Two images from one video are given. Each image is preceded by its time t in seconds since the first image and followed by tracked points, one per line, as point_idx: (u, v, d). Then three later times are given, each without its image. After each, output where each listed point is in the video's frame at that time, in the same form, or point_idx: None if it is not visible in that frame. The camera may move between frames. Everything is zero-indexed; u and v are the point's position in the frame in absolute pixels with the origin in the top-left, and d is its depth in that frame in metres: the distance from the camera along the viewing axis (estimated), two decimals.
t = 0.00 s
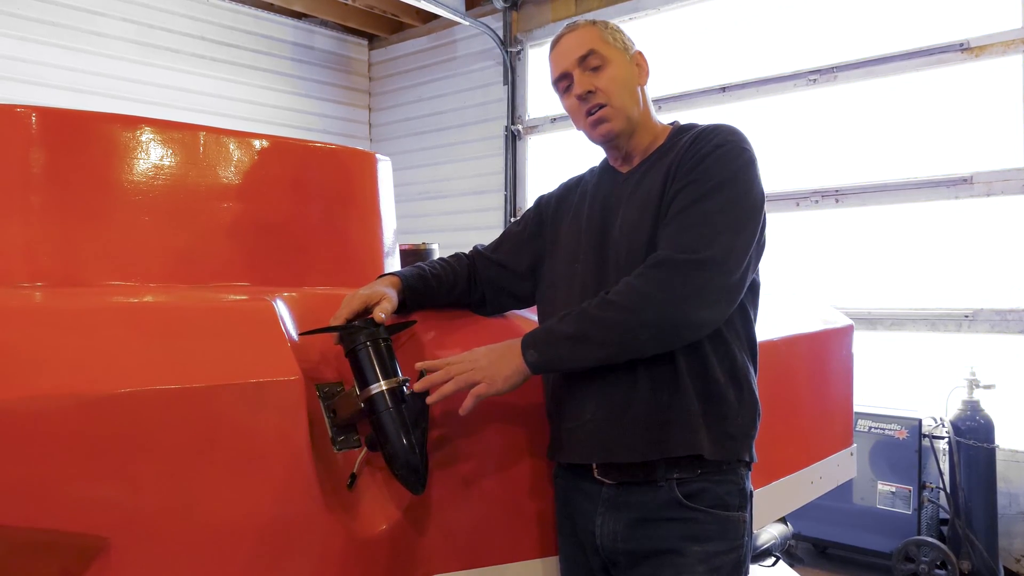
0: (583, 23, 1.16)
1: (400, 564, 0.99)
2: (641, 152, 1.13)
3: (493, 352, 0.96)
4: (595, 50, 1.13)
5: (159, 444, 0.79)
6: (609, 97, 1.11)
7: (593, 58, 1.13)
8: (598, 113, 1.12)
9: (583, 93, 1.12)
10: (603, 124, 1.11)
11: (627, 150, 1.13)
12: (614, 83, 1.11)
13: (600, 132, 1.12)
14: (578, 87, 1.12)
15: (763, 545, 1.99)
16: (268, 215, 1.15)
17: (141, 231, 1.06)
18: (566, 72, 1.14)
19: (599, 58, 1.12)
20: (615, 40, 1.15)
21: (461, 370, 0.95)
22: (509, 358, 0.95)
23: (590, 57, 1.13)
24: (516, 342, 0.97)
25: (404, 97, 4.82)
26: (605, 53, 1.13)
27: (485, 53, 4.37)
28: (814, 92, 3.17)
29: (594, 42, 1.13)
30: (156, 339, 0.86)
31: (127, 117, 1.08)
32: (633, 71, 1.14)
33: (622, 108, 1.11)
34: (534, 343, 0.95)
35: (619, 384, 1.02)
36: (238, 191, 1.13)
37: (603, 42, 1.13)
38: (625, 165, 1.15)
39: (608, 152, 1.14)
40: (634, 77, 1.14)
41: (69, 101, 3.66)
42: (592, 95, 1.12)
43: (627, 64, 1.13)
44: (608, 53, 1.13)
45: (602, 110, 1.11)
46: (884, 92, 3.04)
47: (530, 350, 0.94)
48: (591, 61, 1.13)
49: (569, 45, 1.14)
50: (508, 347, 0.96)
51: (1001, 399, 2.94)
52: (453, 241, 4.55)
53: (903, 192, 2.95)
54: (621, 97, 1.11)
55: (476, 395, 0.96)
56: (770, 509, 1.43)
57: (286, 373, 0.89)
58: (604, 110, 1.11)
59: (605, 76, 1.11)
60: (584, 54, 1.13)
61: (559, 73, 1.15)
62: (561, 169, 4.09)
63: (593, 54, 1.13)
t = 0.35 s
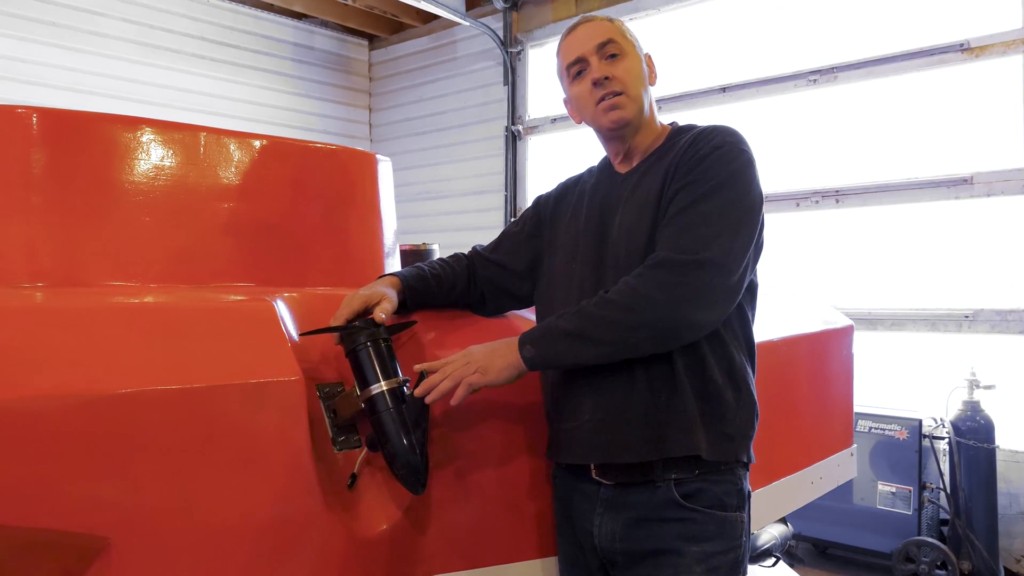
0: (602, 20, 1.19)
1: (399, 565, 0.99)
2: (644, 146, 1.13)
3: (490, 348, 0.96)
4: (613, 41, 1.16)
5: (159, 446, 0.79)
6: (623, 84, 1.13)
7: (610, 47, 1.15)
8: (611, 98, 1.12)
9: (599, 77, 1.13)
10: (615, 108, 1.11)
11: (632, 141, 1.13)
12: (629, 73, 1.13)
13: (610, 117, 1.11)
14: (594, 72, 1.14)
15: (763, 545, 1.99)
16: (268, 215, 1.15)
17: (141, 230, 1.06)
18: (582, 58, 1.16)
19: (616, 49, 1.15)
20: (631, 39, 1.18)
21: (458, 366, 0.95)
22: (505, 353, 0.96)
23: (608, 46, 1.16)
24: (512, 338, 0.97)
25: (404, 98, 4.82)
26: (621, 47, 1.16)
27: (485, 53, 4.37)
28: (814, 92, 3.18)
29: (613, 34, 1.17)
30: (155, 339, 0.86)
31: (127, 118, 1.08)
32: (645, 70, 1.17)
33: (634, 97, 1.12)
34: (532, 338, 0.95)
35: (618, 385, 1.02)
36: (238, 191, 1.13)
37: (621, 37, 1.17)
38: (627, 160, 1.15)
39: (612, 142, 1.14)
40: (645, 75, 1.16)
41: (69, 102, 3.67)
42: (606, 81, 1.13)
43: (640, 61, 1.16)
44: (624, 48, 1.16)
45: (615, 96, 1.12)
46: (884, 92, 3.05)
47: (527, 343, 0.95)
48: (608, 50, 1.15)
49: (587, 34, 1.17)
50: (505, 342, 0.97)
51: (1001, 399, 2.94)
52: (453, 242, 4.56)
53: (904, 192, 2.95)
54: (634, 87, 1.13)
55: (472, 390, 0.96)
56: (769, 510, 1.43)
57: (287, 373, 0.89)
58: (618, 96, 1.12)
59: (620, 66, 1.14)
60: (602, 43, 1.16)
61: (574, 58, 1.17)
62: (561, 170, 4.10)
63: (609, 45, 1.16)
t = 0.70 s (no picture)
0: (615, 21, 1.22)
1: (399, 564, 0.99)
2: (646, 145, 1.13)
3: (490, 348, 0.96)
4: (625, 40, 1.18)
5: (159, 445, 0.79)
6: (632, 81, 1.14)
7: (621, 46, 1.17)
8: (619, 93, 1.13)
9: (610, 72, 1.14)
10: (623, 103, 1.12)
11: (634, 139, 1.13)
12: (638, 72, 1.15)
13: (617, 111, 1.12)
14: (605, 67, 1.15)
15: (763, 545, 2.00)
16: (269, 215, 1.16)
17: (141, 230, 1.06)
18: (593, 53, 1.18)
19: (627, 48, 1.17)
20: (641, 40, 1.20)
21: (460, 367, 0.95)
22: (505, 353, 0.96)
23: (620, 44, 1.17)
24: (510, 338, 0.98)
25: (404, 98, 4.82)
26: (632, 46, 1.18)
27: (485, 53, 4.37)
28: (814, 92, 3.18)
29: (625, 33, 1.19)
30: (154, 339, 0.86)
31: (127, 118, 1.08)
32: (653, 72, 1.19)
33: (642, 95, 1.13)
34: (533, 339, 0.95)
35: (616, 385, 1.02)
36: (239, 191, 1.14)
37: (633, 37, 1.19)
38: (628, 159, 1.15)
39: (615, 139, 1.14)
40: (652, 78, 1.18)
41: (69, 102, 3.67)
42: (614, 76, 1.14)
43: (649, 62, 1.18)
44: (634, 48, 1.18)
45: (624, 91, 1.13)
46: (883, 92, 3.05)
47: (526, 344, 0.95)
48: (618, 48, 1.17)
49: (601, 30, 1.19)
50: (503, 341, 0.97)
51: (1000, 399, 2.94)
52: (453, 241, 4.56)
53: (904, 192, 2.96)
54: (641, 84, 1.14)
55: (473, 392, 0.96)
56: (769, 510, 1.43)
57: (287, 373, 0.89)
58: (626, 92, 1.13)
59: (630, 63, 1.15)
60: (614, 40, 1.17)
61: (585, 53, 1.19)
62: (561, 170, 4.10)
63: (620, 44, 1.17)
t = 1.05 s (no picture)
0: (664, 13, 1.20)
1: (399, 565, 0.99)
2: (646, 140, 1.14)
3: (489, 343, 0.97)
4: (665, 34, 1.17)
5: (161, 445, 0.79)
6: (654, 72, 1.13)
7: (659, 36, 1.16)
8: (638, 79, 1.12)
9: (638, 54, 1.13)
10: (638, 88, 1.11)
11: (636, 127, 1.13)
12: (665, 67, 1.14)
13: (629, 94, 1.11)
14: (636, 48, 1.14)
15: (764, 545, 2.00)
16: (269, 215, 1.16)
17: (142, 231, 1.06)
18: (630, 33, 1.17)
19: (664, 40, 1.16)
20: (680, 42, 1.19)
21: (461, 364, 0.95)
22: (505, 348, 0.96)
23: (659, 34, 1.16)
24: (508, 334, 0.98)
25: (405, 98, 4.82)
26: (669, 42, 1.17)
27: (485, 53, 4.37)
28: (815, 93, 3.18)
29: (668, 29, 1.18)
30: (155, 339, 0.86)
31: (128, 118, 1.08)
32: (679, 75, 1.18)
33: (658, 89, 1.13)
34: (534, 337, 0.95)
35: (614, 385, 1.02)
36: (239, 191, 1.14)
37: (673, 35, 1.18)
38: (626, 148, 1.15)
39: (620, 121, 1.14)
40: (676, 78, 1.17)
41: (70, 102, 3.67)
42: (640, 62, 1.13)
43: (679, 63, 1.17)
44: (670, 44, 1.17)
45: (643, 78, 1.12)
46: (884, 93, 3.05)
47: (525, 341, 0.95)
48: (656, 38, 1.16)
49: (647, 15, 1.18)
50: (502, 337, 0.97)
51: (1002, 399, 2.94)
52: (453, 242, 4.56)
53: (905, 192, 2.96)
54: (662, 79, 1.13)
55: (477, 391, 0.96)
56: (770, 510, 1.43)
57: (288, 373, 0.89)
58: (644, 80, 1.12)
59: (659, 56, 1.14)
60: (655, 30, 1.16)
61: (624, 28, 1.18)
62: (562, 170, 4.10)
63: (659, 35, 1.16)
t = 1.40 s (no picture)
0: (680, 13, 1.18)
1: (399, 564, 0.99)
2: (652, 143, 1.14)
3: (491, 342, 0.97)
4: (678, 36, 1.16)
5: (161, 443, 0.79)
6: (664, 75, 1.12)
7: (672, 39, 1.15)
8: (647, 83, 1.11)
9: (650, 55, 1.12)
10: (647, 91, 1.11)
11: (642, 128, 1.13)
12: (676, 70, 1.13)
13: (636, 96, 1.11)
14: (648, 49, 1.13)
15: (764, 544, 1.99)
16: (269, 214, 1.16)
17: (142, 229, 1.06)
18: (643, 33, 1.16)
19: (677, 43, 1.15)
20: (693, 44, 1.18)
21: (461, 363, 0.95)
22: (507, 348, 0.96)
23: (672, 36, 1.15)
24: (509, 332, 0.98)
25: (405, 97, 4.82)
26: (682, 45, 1.15)
27: (486, 53, 4.37)
28: (815, 92, 3.18)
29: (682, 31, 1.16)
30: (156, 337, 0.86)
31: (129, 116, 1.08)
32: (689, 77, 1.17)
33: (666, 92, 1.12)
34: (534, 335, 0.95)
35: (611, 383, 1.01)
36: (240, 190, 1.14)
37: (688, 37, 1.17)
38: (632, 148, 1.15)
39: (628, 121, 1.14)
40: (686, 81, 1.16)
41: (71, 101, 3.67)
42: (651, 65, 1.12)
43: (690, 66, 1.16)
44: (683, 47, 1.15)
45: (652, 80, 1.11)
46: (885, 92, 3.04)
47: (524, 338, 0.95)
48: (669, 41, 1.15)
49: (661, 16, 1.16)
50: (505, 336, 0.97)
51: (1003, 399, 2.93)
52: (454, 241, 4.56)
53: (905, 191, 2.95)
54: (671, 83, 1.12)
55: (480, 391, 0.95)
56: (771, 509, 1.43)
57: (288, 371, 0.89)
58: (654, 81, 1.11)
59: (671, 59, 1.13)
60: (668, 32, 1.15)
61: (637, 28, 1.16)
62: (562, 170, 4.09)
63: (673, 37, 1.15)
